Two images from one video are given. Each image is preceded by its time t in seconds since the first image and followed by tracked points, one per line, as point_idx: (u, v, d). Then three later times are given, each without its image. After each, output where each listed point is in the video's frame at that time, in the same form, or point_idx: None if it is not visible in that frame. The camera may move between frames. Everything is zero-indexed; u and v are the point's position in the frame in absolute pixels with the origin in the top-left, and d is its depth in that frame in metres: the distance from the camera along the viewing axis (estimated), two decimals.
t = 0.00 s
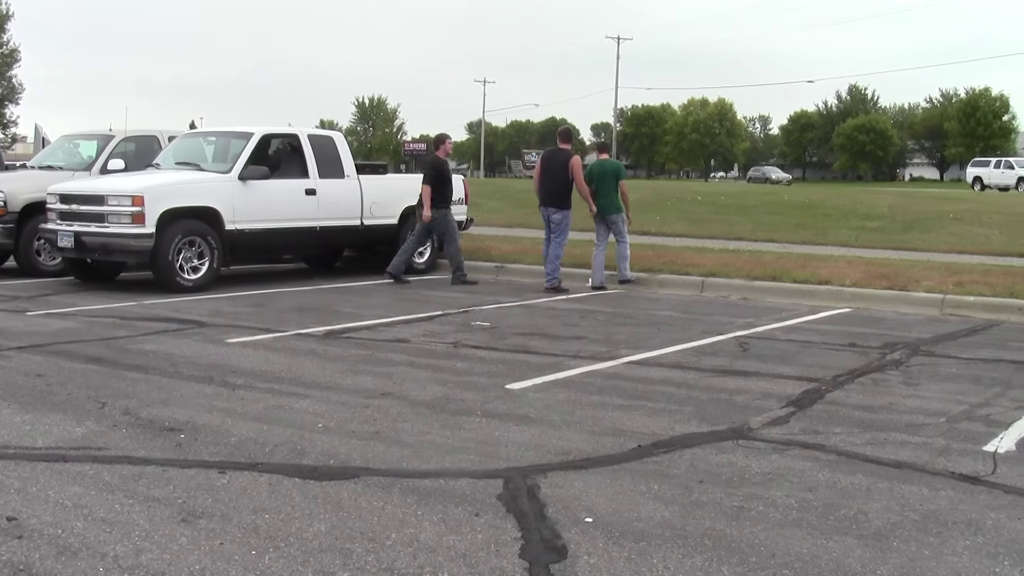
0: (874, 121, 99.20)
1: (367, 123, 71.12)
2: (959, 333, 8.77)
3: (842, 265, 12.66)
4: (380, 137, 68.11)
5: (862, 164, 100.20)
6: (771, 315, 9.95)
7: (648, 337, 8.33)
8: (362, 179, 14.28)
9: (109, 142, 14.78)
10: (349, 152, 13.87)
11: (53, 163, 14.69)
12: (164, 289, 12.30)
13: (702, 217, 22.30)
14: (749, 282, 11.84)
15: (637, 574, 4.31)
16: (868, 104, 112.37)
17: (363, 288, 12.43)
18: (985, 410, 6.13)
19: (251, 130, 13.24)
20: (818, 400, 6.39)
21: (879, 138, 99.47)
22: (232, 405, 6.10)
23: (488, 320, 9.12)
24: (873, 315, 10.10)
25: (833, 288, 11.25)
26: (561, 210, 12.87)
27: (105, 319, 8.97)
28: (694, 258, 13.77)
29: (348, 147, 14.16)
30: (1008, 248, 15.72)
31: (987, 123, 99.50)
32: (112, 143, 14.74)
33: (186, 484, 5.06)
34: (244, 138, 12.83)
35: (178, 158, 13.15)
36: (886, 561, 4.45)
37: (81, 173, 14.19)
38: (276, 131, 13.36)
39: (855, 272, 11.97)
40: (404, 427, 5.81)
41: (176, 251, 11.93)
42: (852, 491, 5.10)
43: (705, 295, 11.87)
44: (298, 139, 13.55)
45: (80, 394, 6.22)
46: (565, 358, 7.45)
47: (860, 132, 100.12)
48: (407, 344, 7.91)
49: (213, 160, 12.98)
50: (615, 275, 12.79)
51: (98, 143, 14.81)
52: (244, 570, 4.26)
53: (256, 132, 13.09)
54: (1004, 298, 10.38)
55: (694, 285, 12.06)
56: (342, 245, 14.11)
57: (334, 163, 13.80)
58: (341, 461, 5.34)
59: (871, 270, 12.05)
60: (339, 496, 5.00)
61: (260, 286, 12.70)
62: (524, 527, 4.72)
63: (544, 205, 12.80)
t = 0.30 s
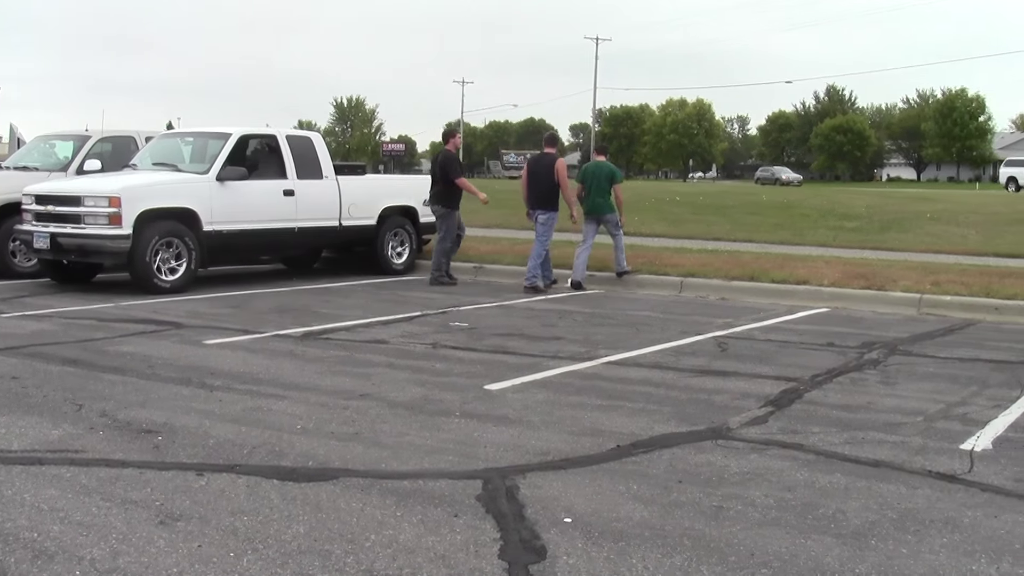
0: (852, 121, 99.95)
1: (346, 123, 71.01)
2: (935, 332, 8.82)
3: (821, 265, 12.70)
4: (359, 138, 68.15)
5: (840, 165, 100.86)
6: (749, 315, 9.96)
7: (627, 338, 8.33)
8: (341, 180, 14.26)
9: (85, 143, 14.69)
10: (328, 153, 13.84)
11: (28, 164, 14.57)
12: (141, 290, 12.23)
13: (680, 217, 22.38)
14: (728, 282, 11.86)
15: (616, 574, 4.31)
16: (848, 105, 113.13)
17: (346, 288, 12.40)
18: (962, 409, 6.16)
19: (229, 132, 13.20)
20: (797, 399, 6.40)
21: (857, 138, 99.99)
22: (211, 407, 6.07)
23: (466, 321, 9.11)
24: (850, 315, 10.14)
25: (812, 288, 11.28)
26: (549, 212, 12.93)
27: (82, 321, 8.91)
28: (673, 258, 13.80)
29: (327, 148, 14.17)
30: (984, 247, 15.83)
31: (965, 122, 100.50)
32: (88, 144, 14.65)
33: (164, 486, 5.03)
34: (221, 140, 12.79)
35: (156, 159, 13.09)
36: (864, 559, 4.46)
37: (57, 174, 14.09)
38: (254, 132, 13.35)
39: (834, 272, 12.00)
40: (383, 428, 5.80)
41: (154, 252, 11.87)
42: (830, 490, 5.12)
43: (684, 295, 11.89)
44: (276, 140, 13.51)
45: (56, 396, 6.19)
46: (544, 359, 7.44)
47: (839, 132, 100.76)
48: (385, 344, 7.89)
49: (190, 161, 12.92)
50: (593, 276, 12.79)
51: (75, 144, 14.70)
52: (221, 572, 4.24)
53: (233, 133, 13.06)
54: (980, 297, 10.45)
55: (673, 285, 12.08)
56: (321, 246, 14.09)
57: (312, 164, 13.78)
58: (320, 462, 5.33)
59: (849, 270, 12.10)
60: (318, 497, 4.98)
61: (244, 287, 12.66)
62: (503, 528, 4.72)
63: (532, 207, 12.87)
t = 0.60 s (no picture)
0: (823, 123, 100.67)
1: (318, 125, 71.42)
2: (904, 332, 8.88)
3: (793, 266, 12.71)
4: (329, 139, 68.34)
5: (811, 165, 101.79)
6: (722, 316, 9.98)
7: (600, 339, 8.35)
8: (314, 181, 14.22)
9: (55, 144, 14.58)
10: (301, 154, 13.82)
11: None
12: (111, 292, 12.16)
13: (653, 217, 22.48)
14: (701, 283, 11.87)
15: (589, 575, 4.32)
16: (824, 105, 113.96)
17: (325, 289, 12.36)
18: (933, 408, 6.20)
19: (200, 133, 13.15)
20: (769, 399, 6.42)
21: (828, 138, 100.54)
22: (182, 409, 6.05)
23: (439, 323, 9.10)
24: (821, 315, 10.19)
25: (785, 288, 11.31)
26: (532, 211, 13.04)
27: (52, 323, 8.83)
28: (646, 258, 13.83)
29: (299, 149, 14.12)
30: (954, 248, 16.01)
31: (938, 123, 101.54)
32: (58, 146, 14.53)
33: (134, 489, 5.00)
34: (192, 141, 12.74)
35: (127, 160, 13.02)
36: (836, 558, 4.48)
37: (25, 176, 14.16)
38: (225, 133, 13.32)
39: (806, 273, 12.02)
40: (356, 430, 5.78)
41: (124, 255, 11.83)
42: (803, 490, 5.13)
43: (656, 296, 11.92)
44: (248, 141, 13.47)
45: (25, 400, 6.14)
46: (517, 360, 7.44)
47: (810, 133, 101.67)
48: (358, 346, 7.88)
49: (161, 162, 12.87)
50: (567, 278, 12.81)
51: (44, 146, 14.60)
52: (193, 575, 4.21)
53: (205, 134, 13.01)
54: (950, 297, 10.52)
55: (646, 287, 12.12)
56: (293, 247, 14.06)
57: (285, 165, 13.75)
58: (292, 464, 5.31)
59: (821, 271, 12.15)
60: (290, 500, 4.96)
61: (224, 288, 12.60)
62: (477, 530, 4.72)
63: (515, 208, 13.03)
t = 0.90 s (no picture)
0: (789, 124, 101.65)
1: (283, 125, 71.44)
2: (868, 332, 8.95)
3: (758, 266, 12.77)
4: (296, 140, 68.50)
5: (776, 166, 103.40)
6: (688, 316, 10.01)
7: (567, 339, 8.36)
8: (279, 182, 14.17)
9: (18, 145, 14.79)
10: (266, 155, 13.79)
11: None
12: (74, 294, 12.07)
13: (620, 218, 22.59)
14: (666, 283, 11.92)
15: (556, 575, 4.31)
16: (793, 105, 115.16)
17: (294, 291, 12.31)
18: (898, 408, 6.26)
19: (165, 133, 13.09)
20: (736, 399, 6.45)
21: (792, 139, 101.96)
22: (147, 412, 6.01)
23: (405, 324, 9.09)
24: (787, 315, 10.25)
25: (750, 289, 11.37)
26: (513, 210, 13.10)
27: (15, 326, 8.76)
28: (614, 259, 13.88)
29: (265, 150, 14.05)
30: (919, 248, 16.18)
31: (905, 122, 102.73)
32: (21, 146, 14.74)
33: (99, 493, 4.97)
34: (156, 141, 12.69)
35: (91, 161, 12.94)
36: (803, 557, 4.50)
37: None
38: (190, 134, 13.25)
39: (771, 273, 12.05)
40: (322, 432, 5.76)
41: (88, 256, 11.75)
42: (769, 489, 5.15)
43: (621, 296, 11.95)
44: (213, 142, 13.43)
45: None
46: (483, 361, 7.44)
47: (775, 134, 102.84)
48: (324, 348, 7.86)
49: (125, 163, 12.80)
50: (531, 278, 12.83)
51: (7, 147, 14.83)
52: None
53: (169, 135, 12.95)
54: (915, 297, 10.60)
55: (612, 287, 12.16)
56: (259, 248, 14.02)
57: (251, 166, 13.72)
58: (259, 466, 5.29)
59: (786, 271, 12.22)
60: (257, 503, 4.94)
61: (198, 289, 12.52)
62: (444, 531, 4.71)
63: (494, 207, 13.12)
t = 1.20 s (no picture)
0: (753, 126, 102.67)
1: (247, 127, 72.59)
2: (833, 333, 9.01)
3: (724, 268, 12.80)
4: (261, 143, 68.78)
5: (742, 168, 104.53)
6: (652, 318, 10.05)
7: (532, 341, 8.38)
8: (244, 185, 14.13)
9: None
10: (231, 158, 13.78)
11: None
12: (36, 298, 12.03)
13: (587, 220, 22.70)
14: (630, 285, 11.96)
15: None
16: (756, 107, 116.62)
17: (262, 294, 12.27)
18: (862, 408, 6.30)
19: (129, 135, 13.02)
20: (701, 400, 6.48)
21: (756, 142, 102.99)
22: (111, 416, 5.99)
23: (371, 327, 9.09)
24: (753, 317, 10.28)
25: (715, 291, 11.40)
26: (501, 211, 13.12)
27: None
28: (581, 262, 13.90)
29: (230, 151, 13.97)
30: (883, 248, 16.32)
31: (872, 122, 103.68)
32: None
33: (61, 498, 4.93)
34: (120, 143, 12.63)
35: (54, 163, 12.86)
36: (769, 558, 4.51)
37: None
38: (154, 135, 13.11)
39: (736, 275, 12.09)
40: (288, 435, 5.74)
41: (50, 259, 11.72)
42: (735, 490, 5.17)
43: (587, 299, 11.98)
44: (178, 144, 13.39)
45: None
46: (449, 363, 7.45)
47: (740, 136, 103.90)
48: (289, 350, 7.85)
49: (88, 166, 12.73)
50: (496, 281, 12.85)
51: None
52: None
53: (134, 137, 12.89)
54: (879, 298, 10.64)
55: (578, 289, 12.18)
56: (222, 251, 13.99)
57: (216, 168, 13.71)
58: (224, 470, 5.27)
59: (751, 273, 12.27)
60: (222, 506, 4.91)
61: (171, 292, 12.46)
62: (410, 534, 4.70)
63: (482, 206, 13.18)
